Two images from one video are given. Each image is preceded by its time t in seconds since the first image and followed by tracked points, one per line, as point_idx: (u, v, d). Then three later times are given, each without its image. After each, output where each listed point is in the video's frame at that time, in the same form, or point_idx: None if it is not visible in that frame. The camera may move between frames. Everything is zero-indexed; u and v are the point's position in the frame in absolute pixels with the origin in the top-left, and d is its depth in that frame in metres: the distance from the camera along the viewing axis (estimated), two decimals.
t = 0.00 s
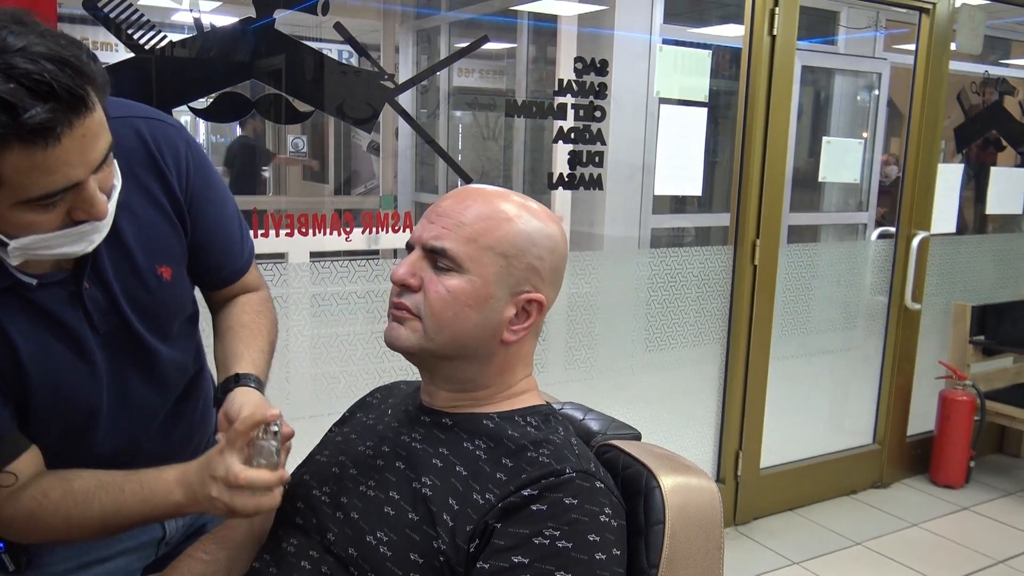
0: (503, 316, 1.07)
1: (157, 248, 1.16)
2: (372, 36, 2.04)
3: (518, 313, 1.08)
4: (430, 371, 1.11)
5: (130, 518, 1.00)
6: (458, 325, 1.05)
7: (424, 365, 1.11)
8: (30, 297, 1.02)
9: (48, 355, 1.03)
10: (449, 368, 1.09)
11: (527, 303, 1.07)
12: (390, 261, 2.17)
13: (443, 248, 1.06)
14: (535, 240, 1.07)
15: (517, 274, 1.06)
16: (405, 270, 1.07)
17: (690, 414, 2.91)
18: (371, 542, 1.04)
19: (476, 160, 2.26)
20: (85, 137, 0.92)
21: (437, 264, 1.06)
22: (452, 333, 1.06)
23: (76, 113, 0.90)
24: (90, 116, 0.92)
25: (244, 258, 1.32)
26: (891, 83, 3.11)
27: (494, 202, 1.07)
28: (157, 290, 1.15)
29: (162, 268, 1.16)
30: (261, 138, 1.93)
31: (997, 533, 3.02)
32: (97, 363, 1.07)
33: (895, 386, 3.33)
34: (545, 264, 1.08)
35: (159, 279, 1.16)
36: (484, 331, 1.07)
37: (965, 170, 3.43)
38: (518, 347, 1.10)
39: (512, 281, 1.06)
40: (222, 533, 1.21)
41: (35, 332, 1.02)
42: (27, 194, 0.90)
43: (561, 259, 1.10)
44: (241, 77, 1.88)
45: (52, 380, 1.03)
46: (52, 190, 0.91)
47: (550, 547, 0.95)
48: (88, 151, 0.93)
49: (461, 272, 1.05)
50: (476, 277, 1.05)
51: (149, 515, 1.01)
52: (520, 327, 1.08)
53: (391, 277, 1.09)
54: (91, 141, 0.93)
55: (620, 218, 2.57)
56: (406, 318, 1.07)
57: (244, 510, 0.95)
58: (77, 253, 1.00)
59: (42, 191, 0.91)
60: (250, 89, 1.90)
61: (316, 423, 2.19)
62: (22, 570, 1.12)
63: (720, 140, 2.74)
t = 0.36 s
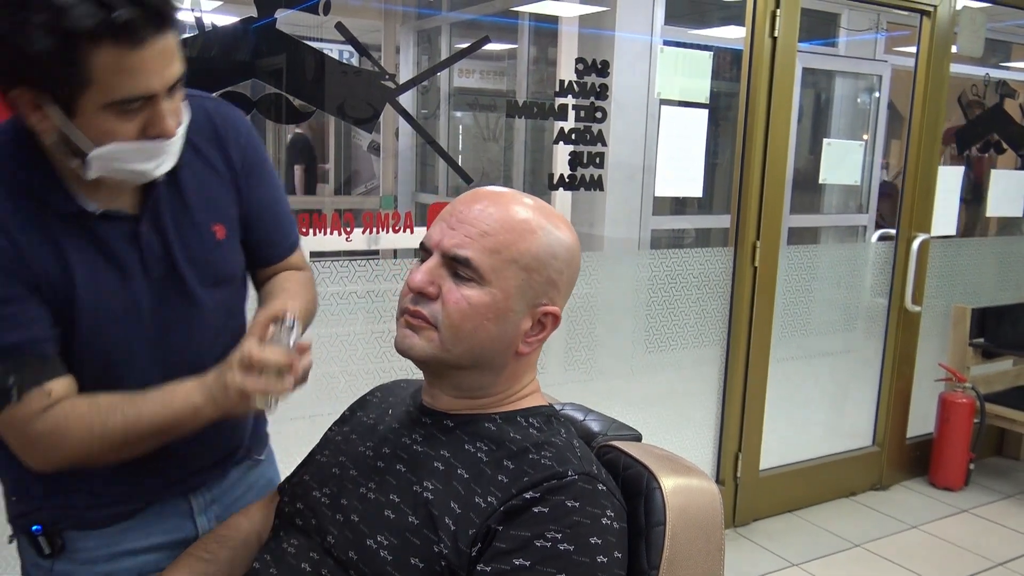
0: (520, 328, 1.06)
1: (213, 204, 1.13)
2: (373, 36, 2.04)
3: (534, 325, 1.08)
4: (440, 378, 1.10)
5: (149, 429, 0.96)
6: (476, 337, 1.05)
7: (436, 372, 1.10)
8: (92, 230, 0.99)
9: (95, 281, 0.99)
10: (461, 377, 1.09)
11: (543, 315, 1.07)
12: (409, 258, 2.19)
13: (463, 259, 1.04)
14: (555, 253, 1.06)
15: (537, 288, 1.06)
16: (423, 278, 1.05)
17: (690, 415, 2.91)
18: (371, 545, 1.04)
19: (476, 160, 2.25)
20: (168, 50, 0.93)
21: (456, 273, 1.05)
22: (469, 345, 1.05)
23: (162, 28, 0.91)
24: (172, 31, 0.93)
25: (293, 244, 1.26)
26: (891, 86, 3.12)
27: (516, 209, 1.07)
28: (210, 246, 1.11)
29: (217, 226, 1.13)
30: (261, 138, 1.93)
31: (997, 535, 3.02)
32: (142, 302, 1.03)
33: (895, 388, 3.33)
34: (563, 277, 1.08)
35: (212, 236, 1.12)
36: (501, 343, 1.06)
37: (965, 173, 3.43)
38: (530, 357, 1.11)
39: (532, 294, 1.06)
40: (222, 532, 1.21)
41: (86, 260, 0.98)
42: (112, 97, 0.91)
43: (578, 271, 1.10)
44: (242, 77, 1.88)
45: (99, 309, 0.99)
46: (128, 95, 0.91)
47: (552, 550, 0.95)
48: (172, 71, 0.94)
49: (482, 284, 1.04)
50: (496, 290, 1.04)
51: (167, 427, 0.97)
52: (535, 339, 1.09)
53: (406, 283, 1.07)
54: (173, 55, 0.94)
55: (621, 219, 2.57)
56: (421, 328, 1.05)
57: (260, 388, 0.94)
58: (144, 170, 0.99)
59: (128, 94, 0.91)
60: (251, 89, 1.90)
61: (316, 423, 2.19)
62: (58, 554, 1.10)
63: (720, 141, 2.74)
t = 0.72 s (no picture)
0: (520, 333, 1.06)
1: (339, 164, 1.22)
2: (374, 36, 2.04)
3: (534, 328, 1.07)
4: (441, 388, 1.09)
5: (205, 154, 0.90)
6: (478, 348, 1.04)
7: (437, 383, 1.09)
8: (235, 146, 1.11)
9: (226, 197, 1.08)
10: (464, 386, 1.08)
11: (544, 318, 1.06)
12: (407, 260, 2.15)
13: (461, 269, 1.03)
14: (553, 257, 1.05)
15: (536, 293, 1.05)
16: (421, 291, 1.03)
17: (691, 415, 2.91)
18: (371, 546, 1.04)
19: (476, 160, 2.25)
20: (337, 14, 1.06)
21: (454, 284, 1.03)
22: (472, 356, 1.04)
23: None
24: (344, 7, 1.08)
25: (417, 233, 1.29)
26: (891, 86, 3.12)
27: (512, 210, 1.05)
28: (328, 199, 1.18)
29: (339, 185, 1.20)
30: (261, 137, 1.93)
31: (997, 535, 3.02)
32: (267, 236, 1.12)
33: (896, 389, 3.33)
34: (561, 278, 1.07)
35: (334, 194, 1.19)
36: (503, 351, 1.06)
37: (965, 173, 3.43)
38: (530, 359, 1.11)
39: (531, 299, 1.05)
40: (224, 532, 1.21)
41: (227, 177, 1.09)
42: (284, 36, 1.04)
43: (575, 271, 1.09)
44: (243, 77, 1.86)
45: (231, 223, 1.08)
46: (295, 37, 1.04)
47: (552, 551, 0.95)
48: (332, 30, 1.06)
49: (481, 294, 1.03)
50: (496, 299, 1.03)
51: (224, 154, 0.90)
52: (536, 341, 1.08)
53: (403, 297, 1.05)
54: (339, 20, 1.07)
55: (621, 219, 2.57)
56: (423, 341, 1.04)
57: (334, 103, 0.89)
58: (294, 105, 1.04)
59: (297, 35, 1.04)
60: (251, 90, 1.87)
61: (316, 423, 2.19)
62: (155, 518, 1.19)
63: (721, 141, 2.74)
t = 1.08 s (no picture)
0: (494, 337, 1.04)
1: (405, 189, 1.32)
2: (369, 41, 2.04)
3: (509, 327, 1.05)
4: (431, 404, 1.10)
5: (226, 215, 1.02)
6: (453, 360, 1.04)
7: (425, 401, 1.10)
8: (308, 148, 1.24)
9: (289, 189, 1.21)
10: (451, 399, 1.09)
11: (516, 314, 1.04)
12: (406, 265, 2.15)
13: (418, 288, 1.01)
14: (509, 254, 1.02)
15: (501, 293, 1.02)
16: (388, 318, 1.03)
17: (693, 414, 2.91)
18: (371, 550, 1.05)
19: (474, 163, 2.26)
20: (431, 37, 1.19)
21: (416, 303, 1.02)
22: (450, 368, 1.04)
23: (438, 24, 1.20)
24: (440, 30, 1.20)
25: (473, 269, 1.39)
26: (889, 82, 3.11)
27: (461, 214, 1.03)
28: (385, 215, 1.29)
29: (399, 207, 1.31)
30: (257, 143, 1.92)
31: (1001, 530, 3.02)
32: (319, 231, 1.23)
33: (897, 385, 3.33)
34: (526, 271, 1.04)
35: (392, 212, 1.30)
36: (480, 357, 1.05)
37: (963, 169, 3.43)
38: (516, 353, 1.09)
39: (496, 301, 1.02)
40: (224, 540, 1.23)
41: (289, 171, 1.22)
42: (383, 51, 1.18)
43: (539, 261, 1.06)
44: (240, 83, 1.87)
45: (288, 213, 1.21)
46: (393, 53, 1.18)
47: (552, 552, 0.95)
48: (428, 54, 1.20)
49: (443, 308, 1.01)
50: (459, 310, 1.01)
51: (245, 217, 1.02)
52: (514, 337, 1.06)
53: (375, 327, 1.05)
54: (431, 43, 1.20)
55: (620, 220, 2.57)
56: (404, 366, 1.04)
57: (329, 169, 0.96)
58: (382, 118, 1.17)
59: (396, 51, 1.18)
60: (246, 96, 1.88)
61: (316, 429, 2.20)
62: (189, 482, 1.29)
63: (718, 141, 2.74)
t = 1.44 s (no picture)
0: (489, 337, 1.04)
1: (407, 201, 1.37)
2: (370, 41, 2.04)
3: (505, 326, 1.05)
4: (428, 406, 1.10)
5: (196, 330, 1.18)
6: (449, 362, 1.04)
7: (422, 403, 1.10)
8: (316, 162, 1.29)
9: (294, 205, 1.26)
10: (448, 400, 1.09)
11: (511, 314, 1.04)
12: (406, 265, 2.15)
13: (412, 292, 1.01)
14: (503, 254, 1.02)
15: (494, 293, 1.02)
16: (383, 322, 1.03)
17: (695, 414, 2.91)
18: (370, 550, 1.04)
19: (475, 163, 2.25)
20: (433, 62, 1.26)
21: (410, 307, 1.02)
22: (446, 370, 1.04)
23: (445, 48, 1.26)
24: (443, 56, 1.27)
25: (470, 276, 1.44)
26: (891, 82, 3.11)
27: (454, 214, 1.02)
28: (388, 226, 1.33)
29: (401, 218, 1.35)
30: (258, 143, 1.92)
31: (1004, 530, 3.01)
32: (321, 243, 1.27)
33: (900, 385, 3.32)
34: (520, 269, 1.03)
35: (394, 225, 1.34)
36: (476, 358, 1.05)
37: (966, 168, 3.42)
38: (513, 351, 1.09)
39: (490, 302, 1.02)
40: (224, 540, 1.24)
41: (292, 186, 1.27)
42: (385, 72, 1.26)
43: (533, 258, 1.05)
44: (241, 83, 1.88)
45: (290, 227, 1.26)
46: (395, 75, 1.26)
47: (550, 553, 0.95)
48: (431, 78, 1.28)
49: (437, 311, 1.01)
50: (453, 312, 1.01)
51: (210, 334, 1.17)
52: (510, 337, 1.06)
53: (371, 331, 1.05)
54: (433, 68, 1.27)
55: (621, 219, 2.57)
56: (400, 368, 1.05)
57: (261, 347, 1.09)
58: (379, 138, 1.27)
59: (397, 74, 1.26)
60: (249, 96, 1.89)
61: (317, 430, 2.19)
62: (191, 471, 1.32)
63: (720, 140, 2.74)
